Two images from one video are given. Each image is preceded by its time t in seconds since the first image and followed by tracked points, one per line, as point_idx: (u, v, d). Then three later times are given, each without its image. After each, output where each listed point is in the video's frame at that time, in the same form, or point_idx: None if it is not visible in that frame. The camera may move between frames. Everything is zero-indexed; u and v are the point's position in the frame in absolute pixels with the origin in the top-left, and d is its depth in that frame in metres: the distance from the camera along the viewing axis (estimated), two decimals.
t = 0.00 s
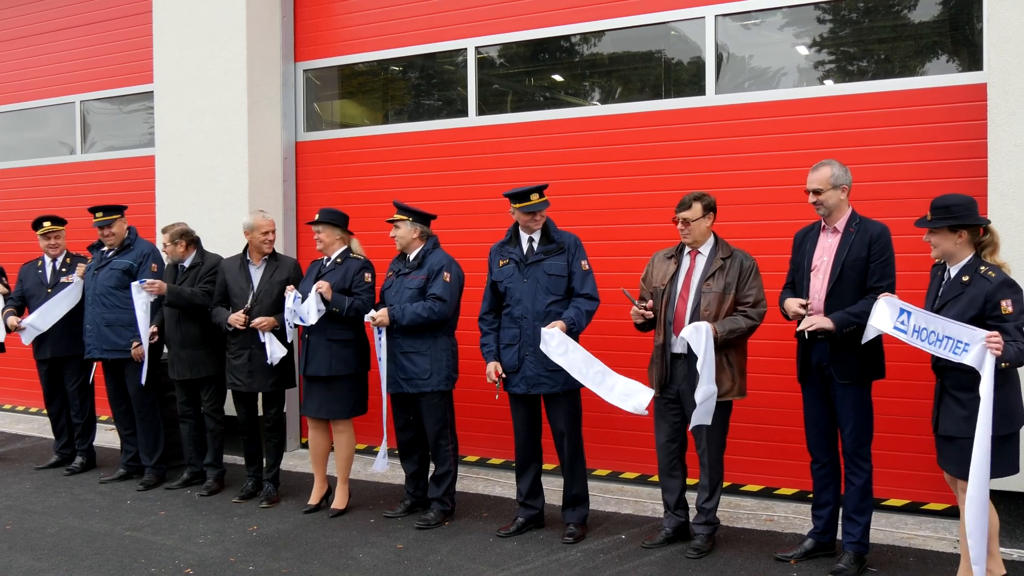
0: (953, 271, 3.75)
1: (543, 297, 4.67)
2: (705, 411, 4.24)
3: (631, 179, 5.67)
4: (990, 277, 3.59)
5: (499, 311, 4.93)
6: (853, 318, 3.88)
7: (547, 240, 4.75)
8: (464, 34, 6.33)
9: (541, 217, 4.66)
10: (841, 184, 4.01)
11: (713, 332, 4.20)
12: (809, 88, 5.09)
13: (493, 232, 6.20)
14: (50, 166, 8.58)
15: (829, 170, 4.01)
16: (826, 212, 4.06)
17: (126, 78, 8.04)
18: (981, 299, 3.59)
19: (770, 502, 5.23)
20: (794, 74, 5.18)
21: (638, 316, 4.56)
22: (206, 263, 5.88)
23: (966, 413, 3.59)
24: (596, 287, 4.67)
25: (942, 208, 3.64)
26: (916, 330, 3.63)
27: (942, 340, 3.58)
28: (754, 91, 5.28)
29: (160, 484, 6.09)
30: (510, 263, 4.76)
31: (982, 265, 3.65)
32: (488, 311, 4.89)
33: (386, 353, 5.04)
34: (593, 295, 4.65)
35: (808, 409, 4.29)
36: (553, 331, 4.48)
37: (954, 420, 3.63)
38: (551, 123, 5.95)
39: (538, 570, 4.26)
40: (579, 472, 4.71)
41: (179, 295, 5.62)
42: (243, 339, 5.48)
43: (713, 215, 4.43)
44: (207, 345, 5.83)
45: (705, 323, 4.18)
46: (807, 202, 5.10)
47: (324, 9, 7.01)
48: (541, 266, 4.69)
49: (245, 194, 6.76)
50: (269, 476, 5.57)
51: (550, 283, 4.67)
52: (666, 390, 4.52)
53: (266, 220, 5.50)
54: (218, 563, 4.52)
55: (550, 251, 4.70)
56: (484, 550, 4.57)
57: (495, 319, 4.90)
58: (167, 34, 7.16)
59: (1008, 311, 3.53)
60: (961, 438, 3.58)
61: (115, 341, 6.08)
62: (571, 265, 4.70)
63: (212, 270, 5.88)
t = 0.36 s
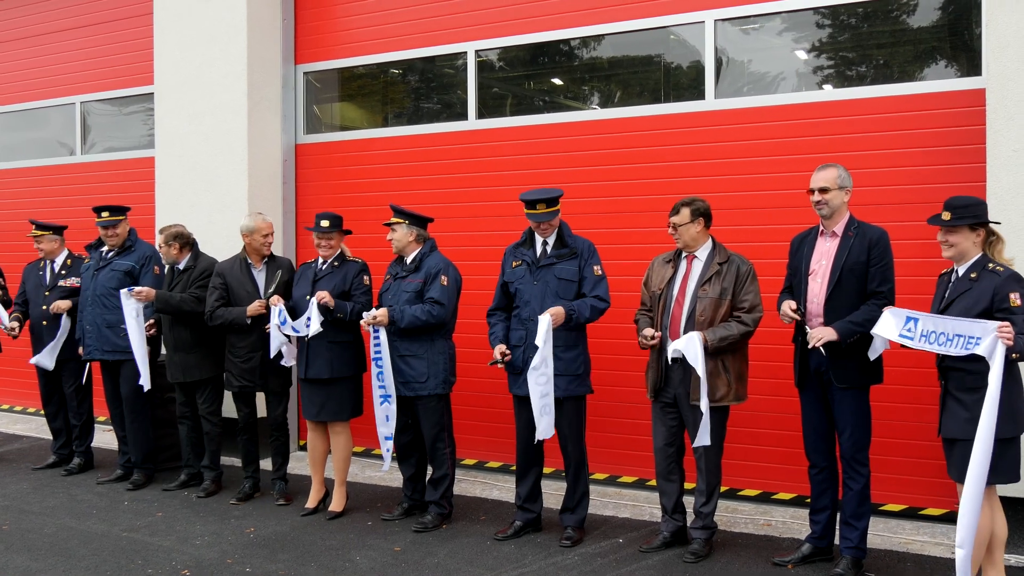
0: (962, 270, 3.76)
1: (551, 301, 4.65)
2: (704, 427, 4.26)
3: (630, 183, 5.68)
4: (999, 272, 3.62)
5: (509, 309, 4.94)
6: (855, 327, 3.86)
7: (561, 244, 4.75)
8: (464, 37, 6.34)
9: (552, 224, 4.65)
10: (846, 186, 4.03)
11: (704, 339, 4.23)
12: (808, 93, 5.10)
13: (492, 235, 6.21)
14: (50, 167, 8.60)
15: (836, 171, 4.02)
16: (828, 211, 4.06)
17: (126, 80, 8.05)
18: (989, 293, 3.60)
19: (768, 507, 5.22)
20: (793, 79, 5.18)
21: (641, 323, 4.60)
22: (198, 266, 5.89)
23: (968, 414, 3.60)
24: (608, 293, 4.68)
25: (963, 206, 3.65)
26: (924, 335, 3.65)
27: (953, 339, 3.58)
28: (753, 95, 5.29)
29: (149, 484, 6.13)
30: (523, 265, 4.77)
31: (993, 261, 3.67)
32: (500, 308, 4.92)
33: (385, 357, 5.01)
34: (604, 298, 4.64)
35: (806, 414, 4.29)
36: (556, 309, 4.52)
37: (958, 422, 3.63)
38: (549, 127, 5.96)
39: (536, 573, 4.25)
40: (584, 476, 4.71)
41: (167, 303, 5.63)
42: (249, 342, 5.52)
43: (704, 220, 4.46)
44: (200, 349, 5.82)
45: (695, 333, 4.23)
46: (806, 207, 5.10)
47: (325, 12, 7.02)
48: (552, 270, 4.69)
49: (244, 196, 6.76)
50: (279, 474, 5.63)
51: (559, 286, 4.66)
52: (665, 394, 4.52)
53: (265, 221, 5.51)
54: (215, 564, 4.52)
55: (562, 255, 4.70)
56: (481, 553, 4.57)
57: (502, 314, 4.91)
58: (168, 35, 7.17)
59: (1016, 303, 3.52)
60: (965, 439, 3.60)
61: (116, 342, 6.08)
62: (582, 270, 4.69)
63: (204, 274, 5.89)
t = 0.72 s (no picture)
0: (964, 283, 3.76)
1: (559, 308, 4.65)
2: (698, 437, 4.27)
3: (632, 191, 5.68)
4: (1002, 278, 3.64)
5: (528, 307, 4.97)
6: (858, 340, 3.89)
7: (575, 252, 4.76)
8: (469, 42, 6.35)
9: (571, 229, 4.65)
10: (852, 197, 4.04)
11: (702, 348, 4.24)
12: (812, 104, 5.10)
13: (494, 240, 6.21)
14: (54, 166, 8.62)
15: (844, 181, 4.02)
16: (833, 221, 4.06)
17: (131, 80, 8.07)
18: (998, 299, 3.60)
19: (767, 517, 5.20)
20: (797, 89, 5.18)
21: (643, 333, 4.62)
22: (187, 271, 5.79)
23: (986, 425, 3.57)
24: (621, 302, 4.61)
25: (966, 217, 3.67)
26: (937, 358, 3.68)
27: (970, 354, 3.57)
28: (757, 105, 5.29)
29: (147, 484, 6.14)
30: (539, 270, 4.80)
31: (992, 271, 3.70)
32: (518, 305, 4.91)
33: (385, 358, 5.08)
34: (614, 307, 4.57)
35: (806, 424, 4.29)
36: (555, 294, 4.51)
37: (975, 435, 3.60)
38: (553, 133, 5.97)
39: None
40: (587, 484, 4.69)
41: (151, 307, 5.61)
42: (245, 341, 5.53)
43: (702, 229, 4.45)
44: (189, 352, 5.81)
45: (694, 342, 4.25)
46: (809, 217, 5.10)
47: (331, 15, 7.04)
48: (564, 278, 4.69)
49: (248, 198, 6.77)
50: (283, 475, 5.65)
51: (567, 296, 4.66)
52: (666, 402, 4.53)
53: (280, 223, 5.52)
54: (213, 565, 4.52)
55: (575, 264, 4.70)
56: (479, 559, 4.56)
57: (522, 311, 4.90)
58: (174, 36, 7.19)
59: None
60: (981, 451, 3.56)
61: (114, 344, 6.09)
62: (593, 279, 4.67)
63: (192, 279, 5.77)
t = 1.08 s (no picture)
0: (974, 285, 3.74)
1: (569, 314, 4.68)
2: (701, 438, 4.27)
3: (639, 194, 5.69)
4: (1010, 282, 3.60)
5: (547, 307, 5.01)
6: (863, 336, 3.90)
7: (589, 260, 4.76)
8: (474, 47, 6.37)
9: (583, 232, 4.69)
10: (859, 199, 4.05)
11: (705, 351, 4.25)
12: (818, 106, 5.10)
13: (501, 245, 6.22)
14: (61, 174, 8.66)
15: (851, 182, 4.03)
16: (842, 222, 4.05)
17: (137, 87, 8.10)
18: (1003, 303, 3.57)
19: (776, 520, 5.19)
20: (804, 92, 5.19)
21: (649, 336, 4.65)
22: (175, 279, 5.72)
23: (987, 431, 3.56)
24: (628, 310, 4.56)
25: (973, 218, 3.67)
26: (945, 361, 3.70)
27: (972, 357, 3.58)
28: (763, 108, 5.29)
29: (155, 490, 6.15)
30: (555, 272, 4.86)
31: (1001, 275, 3.66)
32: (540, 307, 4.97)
33: (389, 363, 5.09)
34: (619, 315, 4.50)
35: (814, 426, 4.28)
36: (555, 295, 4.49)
37: (977, 440, 3.60)
38: (559, 137, 5.98)
39: None
40: (597, 488, 4.70)
41: (140, 316, 5.55)
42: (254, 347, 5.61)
43: (708, 231, 4.45)
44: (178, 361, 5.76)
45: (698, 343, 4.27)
46: (816, 219, 5.11)
47: (336, 21, 7.06)
48: (576, 284, 4.73)
49: (254, 204, 6.78)
50: (293, 480, 5.67)
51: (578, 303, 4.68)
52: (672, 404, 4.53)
53: (291, 235, 5.53)
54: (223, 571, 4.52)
55: (588, 271, 4.71)
56: (489, 563, 4.56)
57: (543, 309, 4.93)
58: (180, 44, 7.22)
59: None
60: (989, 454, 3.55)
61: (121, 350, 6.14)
62: (603, 287, 4.65)
63: (179, 287, 5.70)
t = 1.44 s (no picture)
0: (981, 280, 3.68)
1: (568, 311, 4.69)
2: (704, 434, 4.28)
3: (642, 193, 5.70)
4: (1013, 280, 3.52)
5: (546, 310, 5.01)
6: (862, 328, 3.91)
7: (588, 256, 4.77)
8: (476, 48, 6.39)
9: (586, 231, 4.70)
10: (864, 195, 4.05)
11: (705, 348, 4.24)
12: (821, 103, 5.11)
13: (505, 245, 6.23)
14: (65, 180, 8.69)
15: (853, 179, 4.03)
16: (846, 218, 4.05)
17: (140, 92, 8.13)
18: (1003, 301, 3.50)
19: (783, 517, 5.19)
20: (806, 89, 5.19)
21: (649, 333, 4.65)
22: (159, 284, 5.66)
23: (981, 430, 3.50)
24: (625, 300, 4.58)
25: (977, 212, 3.60)
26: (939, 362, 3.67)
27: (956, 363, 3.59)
28: (766, 105, 5.30)
29: (162, 494, 6.17)
30: (555, 272, 4.87)
31: (1006, 272, 3.57)
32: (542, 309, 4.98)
33: (394, 366, 5.07)
34: (614, 305, 4.53)
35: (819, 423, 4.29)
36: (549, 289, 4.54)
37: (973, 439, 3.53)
38: (562, 137, 5.99)
39: None
40: (601, 487, 4.71)
41: (123, 318, 5.63)
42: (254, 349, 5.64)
43: (711, 229, 4.45)
44: (166, 365, 5.74)
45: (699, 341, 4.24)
46: (818, 216, 5.11)
47: (338, 24, 7.09)
48: (575, 280, 4.73)
49: (258, 207, 6.80)
50: (300, 482, 5.68)
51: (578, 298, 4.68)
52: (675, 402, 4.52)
53: (291, 238, 5.54)
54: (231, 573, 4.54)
55: (586, 267, 4.72)
56: (496, 562, 4.57)
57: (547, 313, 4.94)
58: (183, 49, 7.25)
59: None
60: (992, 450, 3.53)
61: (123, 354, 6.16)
62: (601, 281, 4.66)
63: (163, 292, 5.64)
